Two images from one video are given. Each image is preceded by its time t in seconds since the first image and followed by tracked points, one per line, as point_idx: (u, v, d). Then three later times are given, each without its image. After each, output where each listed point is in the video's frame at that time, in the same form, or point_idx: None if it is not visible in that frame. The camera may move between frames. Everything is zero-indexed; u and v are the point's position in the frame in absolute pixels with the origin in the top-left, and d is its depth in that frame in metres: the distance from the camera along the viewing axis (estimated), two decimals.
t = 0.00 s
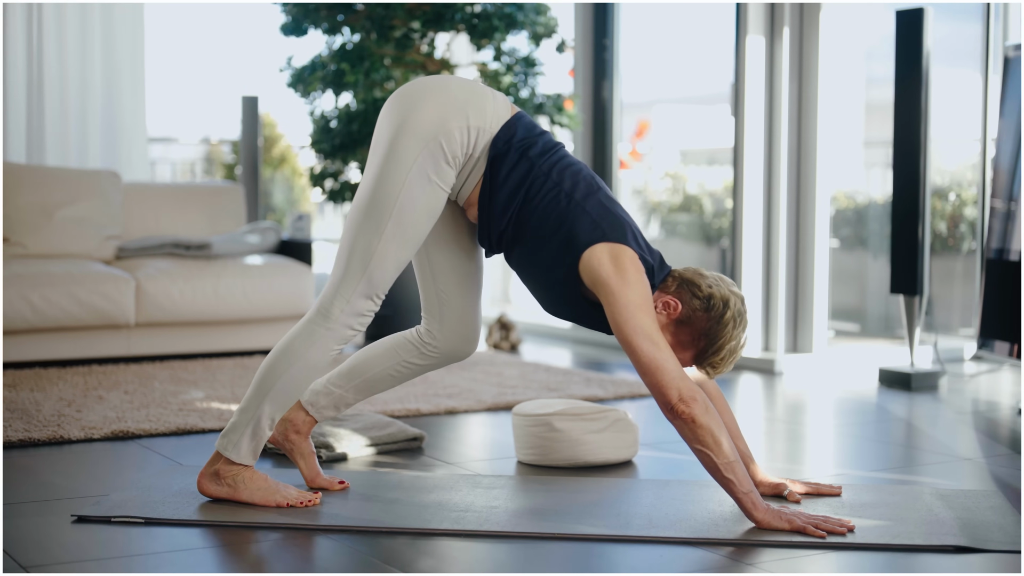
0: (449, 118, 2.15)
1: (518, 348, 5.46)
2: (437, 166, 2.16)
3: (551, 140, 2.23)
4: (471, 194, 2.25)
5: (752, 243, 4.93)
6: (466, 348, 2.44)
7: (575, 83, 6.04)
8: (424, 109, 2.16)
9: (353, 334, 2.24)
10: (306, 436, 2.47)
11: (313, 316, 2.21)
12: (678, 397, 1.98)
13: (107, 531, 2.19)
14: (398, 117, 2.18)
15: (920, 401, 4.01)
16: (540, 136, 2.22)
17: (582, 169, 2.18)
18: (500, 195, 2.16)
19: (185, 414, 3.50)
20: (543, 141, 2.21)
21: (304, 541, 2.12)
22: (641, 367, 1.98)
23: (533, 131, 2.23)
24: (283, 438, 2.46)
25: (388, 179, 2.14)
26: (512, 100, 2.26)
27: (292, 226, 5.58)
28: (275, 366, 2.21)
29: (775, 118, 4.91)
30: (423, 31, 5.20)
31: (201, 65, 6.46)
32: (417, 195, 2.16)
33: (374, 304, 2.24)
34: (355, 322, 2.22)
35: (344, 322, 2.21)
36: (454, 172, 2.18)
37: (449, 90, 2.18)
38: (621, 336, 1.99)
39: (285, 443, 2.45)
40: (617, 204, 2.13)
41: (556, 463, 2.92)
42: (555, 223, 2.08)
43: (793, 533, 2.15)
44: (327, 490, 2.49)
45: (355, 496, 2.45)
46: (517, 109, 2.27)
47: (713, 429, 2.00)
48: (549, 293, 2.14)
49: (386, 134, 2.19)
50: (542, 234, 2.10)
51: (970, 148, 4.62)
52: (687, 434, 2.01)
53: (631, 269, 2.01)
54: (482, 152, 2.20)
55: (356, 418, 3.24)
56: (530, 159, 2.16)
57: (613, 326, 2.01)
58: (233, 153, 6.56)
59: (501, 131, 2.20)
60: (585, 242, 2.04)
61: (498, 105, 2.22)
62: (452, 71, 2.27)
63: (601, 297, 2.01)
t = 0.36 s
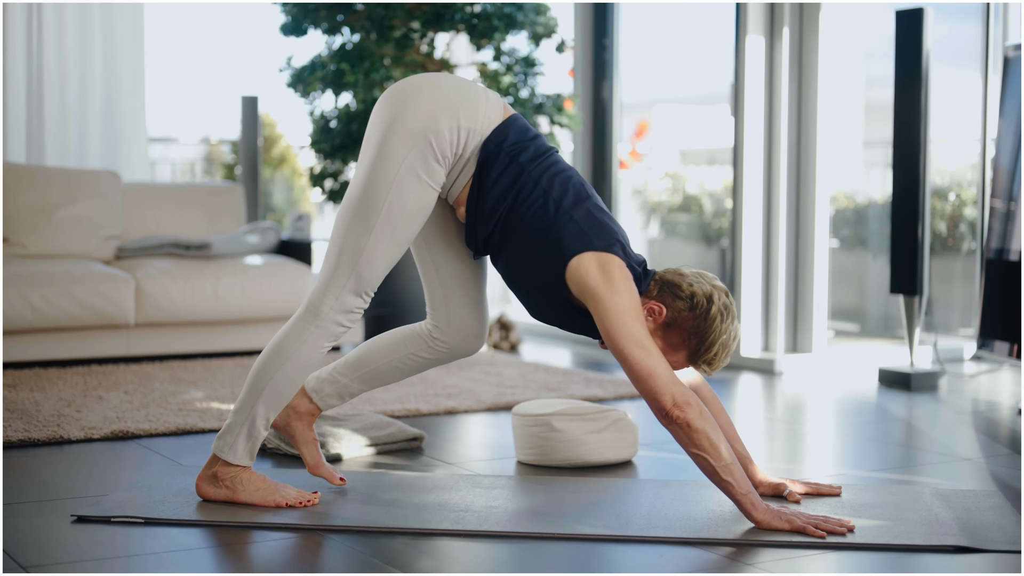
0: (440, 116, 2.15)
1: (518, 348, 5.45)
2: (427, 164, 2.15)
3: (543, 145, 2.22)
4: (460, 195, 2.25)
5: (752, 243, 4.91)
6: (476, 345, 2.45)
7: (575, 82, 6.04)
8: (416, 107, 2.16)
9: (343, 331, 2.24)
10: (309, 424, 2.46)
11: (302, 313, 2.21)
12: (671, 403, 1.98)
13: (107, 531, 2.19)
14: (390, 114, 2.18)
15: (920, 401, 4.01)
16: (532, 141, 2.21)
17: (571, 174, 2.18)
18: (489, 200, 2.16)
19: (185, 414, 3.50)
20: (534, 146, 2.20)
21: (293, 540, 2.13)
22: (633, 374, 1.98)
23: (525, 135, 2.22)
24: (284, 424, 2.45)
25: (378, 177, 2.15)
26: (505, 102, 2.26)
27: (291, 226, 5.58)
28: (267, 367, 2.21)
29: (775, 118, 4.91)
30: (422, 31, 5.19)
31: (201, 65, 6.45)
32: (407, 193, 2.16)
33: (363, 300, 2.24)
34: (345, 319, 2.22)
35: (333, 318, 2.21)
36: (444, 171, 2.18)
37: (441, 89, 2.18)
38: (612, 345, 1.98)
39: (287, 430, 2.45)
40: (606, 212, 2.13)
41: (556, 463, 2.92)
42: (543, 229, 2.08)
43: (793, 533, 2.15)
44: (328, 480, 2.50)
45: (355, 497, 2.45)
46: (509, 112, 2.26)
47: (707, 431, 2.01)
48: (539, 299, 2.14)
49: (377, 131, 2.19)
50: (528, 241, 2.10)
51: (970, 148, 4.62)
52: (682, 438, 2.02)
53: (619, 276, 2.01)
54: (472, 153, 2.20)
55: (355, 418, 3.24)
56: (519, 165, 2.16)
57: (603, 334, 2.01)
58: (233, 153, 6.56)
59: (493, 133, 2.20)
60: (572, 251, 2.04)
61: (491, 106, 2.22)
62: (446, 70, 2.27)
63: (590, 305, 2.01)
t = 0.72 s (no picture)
0: (441, 114, 2.15)
1: (517, 348, 5.45)
2: (428, 161, 2.16)
3: (542, 149, 2.22)
4: (458, 188, 2.26)
5: (752, 243, 4.91)
6: (424, 333, 2.45)
7: (574, 82, 6.04)
8: (417, 104, 2.16)
9: (351, 331, 2.24)
10: (287, 446, 2.46)
11: (312, 315, 2.21)
12: (665, 406, 1.98)
13: (106, 531, 2.19)
14: (392, 111, 2.18)
15: (920, 401, 4.01)
16: (532, 144, 2.21)
17: (567, 181, 2.18)
18: (484, 203, 2.17)
19: (184, 414, 3.51)
20: (531, 150, 2.20)
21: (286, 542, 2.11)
22: (625, 380, 1.98)
23: (525, 138, 2.22)
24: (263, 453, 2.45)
25: (382, 175, 2.15)
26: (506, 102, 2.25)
27: (291, 226, 5.59)
28: (272, 368, 2.20)
29: (774, 118, 4.91)
30: (422, 31, 5.19)
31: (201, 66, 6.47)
32: (410, 191, 2.16)
33: (373, 301, 2.24)
34: (355, 319, 2.22)
35: (342, 319, 2.21)
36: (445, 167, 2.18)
37: (443, 86, 2.18)
38: (603, 350, 1.98)
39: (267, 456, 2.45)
40: (599, 219, 2.12)
41: (556, 463, 2.92)
42: (534, 235, 2.08)
43: (792, 533, 2.15)
44: (322, 490, 2.49)
45: (355, 497, 2.45)
46: (511, 114, 2.26)
47: (702, 434, 2.01)
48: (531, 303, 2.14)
49: (379, 128, 2.19)
50: (519, 245, 2.11)
51: (970, 148, 4.62)
52: (678, 441, 2.02)
53: (608, 283, 2.00)
54: (471, 154, 2.20)
55: (355, 418, 3.24)
56: (515, 170, 2.16)
57: (593, 340, 2.01)
58: (233, 153, 6.57)
59: (492, 136, 2.20)
60: (561, 259, 2.04)
61: (492, 106, 2.21)
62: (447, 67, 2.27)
63: (579, 313, 2.01)
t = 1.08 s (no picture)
0: (443, 114, 2.14)
1: (517, 348, 5.45)
2: (435, 160, 2.15)
3: (542, 152, 2.22)
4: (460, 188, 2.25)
5: (752, 243, 4.90)
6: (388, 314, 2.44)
7: (574, 83, 6.04)
8: (421, 104, 2.15)
9: (386, 344, 2.24)
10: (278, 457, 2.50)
11: (346, 326, 2.22)
12: (662, 407, 1.98)
13: (106, 531, 2.19)
14: (396, 112, 2.17)
15: (920, 402, 4.01)
16: (532, 147, 2.21)
17: (566, 185, 2.18)
18: (482, 205, 2.17)
19: (184, 414, 3.51)
20: (531, 154, 2.19)
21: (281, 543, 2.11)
22: (621, 380, 1.98)
23: (526, 141, 2.21)
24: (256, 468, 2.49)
25: (395, 177, 2.15)
26: (509, 104, 2.24)
27: (291, 226, 5.59)
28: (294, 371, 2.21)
29: (774, 117, 4.91)
30: (422, 30, 5.19)
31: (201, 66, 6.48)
32: (422, 192, 2.16)
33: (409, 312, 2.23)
34: (389, 331, 2.22)
35: (376, 332, 2.21)
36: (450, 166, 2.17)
37: (445, 86, 2.17)
38: (599, 352, 1.98)
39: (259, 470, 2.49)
40: (596, 223, 2.12)
41: (555, 463, 2.92)
42: (530, 237, 2.09)
43: (792, 533, 2.15)
44: (321, 490, 2.50)
45: (355, 497, 2.45)
46: (514, 117, 2.25)
47: (699, 434, 2.02)
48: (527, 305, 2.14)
49: (384, 129, 2.19)
50: (517, 247, 2.11)
51: (970, 148, 4.62)
52: (676, 441, 2.03)
53: (604, 285, 2.00)
54: (472, 155, 2.20)
55: (355, 418, 3.24)
56: (513, 173, 2.15)
57: (590, 342, 2.01)
58: (232, 153, 6.58)
59: (493, 138, 2.19)
60: (558, 262, 2.04)
61: (495, 108, 2.20)
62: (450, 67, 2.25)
63: (575, 314, 2.01)
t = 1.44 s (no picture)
0: (445, 120, 2.13)
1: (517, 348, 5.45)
2: (440, 165, 2.14)
3: (542, 153, 2.21)
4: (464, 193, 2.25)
5: (752, 243, 4.90)
6: (375, 311, 2.42)
7: (574, 82, 6.05)
8: (421, 111, 2.15)
9: (421, 357, 2.19)
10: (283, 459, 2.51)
11: (382, 338, 2.17)
12: (661, 405, 1.98)
13: (105, 531, 2.19)
14: (397, 121, 2.17)
15: (920, 402, 4.01)
16: (532, 149, 2.20)
17: (567, 184, 2.17)
18: (485, 208, 2.17)
19: (184, 414, 3.50)
20: (532, 155, 2.19)
21: (279, 543, 2.10)
22: (622, 379, 1.98)
23: (527, 143, 2.21)
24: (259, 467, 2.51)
25: (405, 187, 2.14)
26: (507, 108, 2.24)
27: (291, 226, 5.59)
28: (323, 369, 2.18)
29: (773, 118, 4.91)
30: (422, 30, 5.19)
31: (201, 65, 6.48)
32: (434, 200, 2.14)
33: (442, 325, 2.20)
34: (423, 345, 2.18)
35: (410, 346, 2.17)
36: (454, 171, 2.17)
37: (445, 93, 2.16)
38: (600, 350, 1.98)
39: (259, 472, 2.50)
40: (599, 222, 2.12)
41: (555, 463, 2.92)
42: (533, 239, 2.09)
43: (792, 533, 2.15)
44: (320, 490, 2.50)
45: (355, 497, 2.45)
46: (513, 121, 2.25)
47: (700, 433, 2.02)
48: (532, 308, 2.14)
49: (385, 139, 2.18)
50: (519, 249, 2.11)
51: (970, 148, 4.62)
52: (676, 440, 2.03)
53: (606, 284, 2.01)
54: (473, 160, 2.20)
55: (355, 418, 3.24)
56: (515, 175, 2.15)
57: (591, 341, 2.01)
58: (232, 153, 6.58)
59: (493, 143, 2.19)
60: (561, 262, 2.04)
61: (493, 114, 2.20)
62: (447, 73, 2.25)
63: (577, 313, 2.01)
